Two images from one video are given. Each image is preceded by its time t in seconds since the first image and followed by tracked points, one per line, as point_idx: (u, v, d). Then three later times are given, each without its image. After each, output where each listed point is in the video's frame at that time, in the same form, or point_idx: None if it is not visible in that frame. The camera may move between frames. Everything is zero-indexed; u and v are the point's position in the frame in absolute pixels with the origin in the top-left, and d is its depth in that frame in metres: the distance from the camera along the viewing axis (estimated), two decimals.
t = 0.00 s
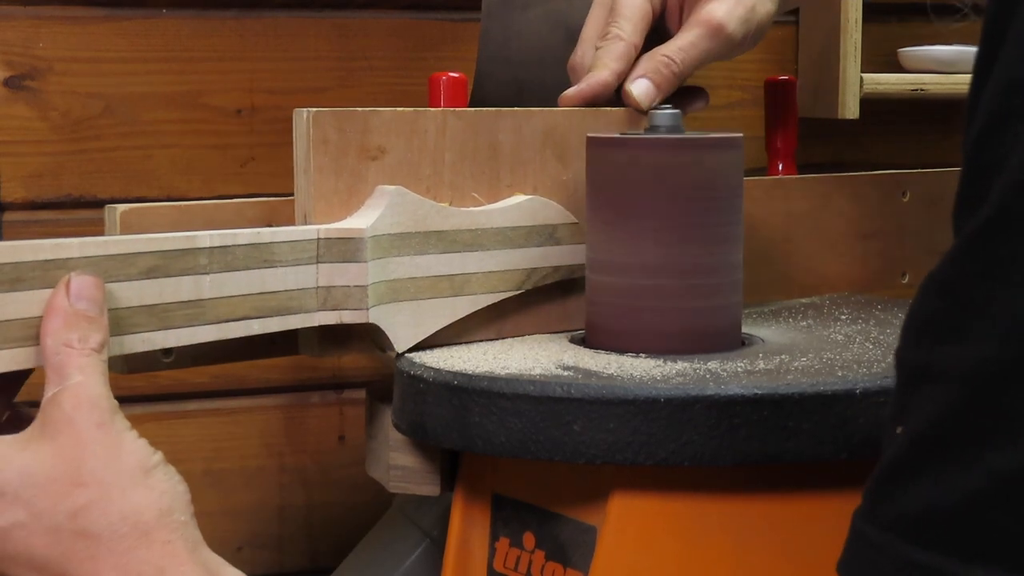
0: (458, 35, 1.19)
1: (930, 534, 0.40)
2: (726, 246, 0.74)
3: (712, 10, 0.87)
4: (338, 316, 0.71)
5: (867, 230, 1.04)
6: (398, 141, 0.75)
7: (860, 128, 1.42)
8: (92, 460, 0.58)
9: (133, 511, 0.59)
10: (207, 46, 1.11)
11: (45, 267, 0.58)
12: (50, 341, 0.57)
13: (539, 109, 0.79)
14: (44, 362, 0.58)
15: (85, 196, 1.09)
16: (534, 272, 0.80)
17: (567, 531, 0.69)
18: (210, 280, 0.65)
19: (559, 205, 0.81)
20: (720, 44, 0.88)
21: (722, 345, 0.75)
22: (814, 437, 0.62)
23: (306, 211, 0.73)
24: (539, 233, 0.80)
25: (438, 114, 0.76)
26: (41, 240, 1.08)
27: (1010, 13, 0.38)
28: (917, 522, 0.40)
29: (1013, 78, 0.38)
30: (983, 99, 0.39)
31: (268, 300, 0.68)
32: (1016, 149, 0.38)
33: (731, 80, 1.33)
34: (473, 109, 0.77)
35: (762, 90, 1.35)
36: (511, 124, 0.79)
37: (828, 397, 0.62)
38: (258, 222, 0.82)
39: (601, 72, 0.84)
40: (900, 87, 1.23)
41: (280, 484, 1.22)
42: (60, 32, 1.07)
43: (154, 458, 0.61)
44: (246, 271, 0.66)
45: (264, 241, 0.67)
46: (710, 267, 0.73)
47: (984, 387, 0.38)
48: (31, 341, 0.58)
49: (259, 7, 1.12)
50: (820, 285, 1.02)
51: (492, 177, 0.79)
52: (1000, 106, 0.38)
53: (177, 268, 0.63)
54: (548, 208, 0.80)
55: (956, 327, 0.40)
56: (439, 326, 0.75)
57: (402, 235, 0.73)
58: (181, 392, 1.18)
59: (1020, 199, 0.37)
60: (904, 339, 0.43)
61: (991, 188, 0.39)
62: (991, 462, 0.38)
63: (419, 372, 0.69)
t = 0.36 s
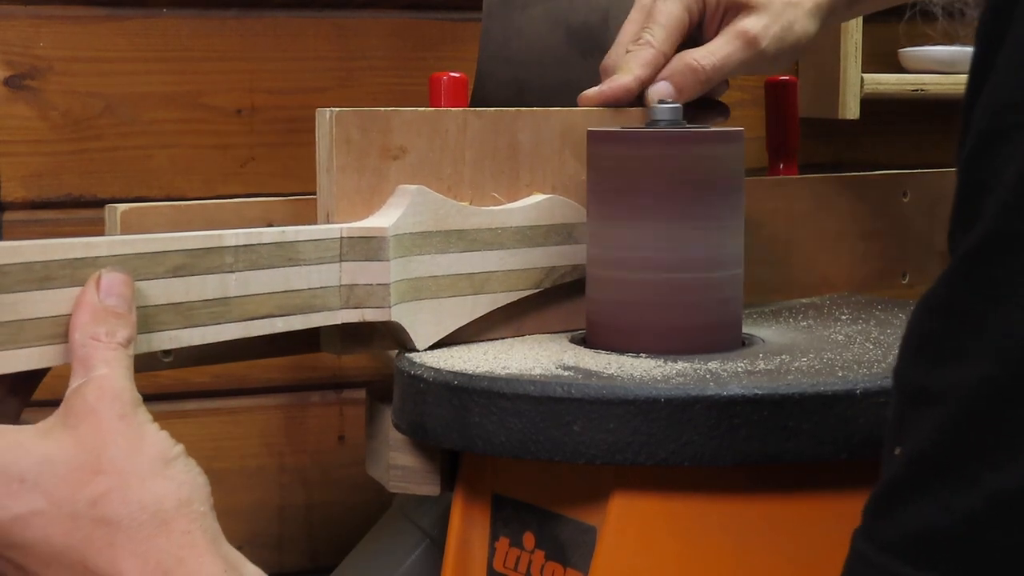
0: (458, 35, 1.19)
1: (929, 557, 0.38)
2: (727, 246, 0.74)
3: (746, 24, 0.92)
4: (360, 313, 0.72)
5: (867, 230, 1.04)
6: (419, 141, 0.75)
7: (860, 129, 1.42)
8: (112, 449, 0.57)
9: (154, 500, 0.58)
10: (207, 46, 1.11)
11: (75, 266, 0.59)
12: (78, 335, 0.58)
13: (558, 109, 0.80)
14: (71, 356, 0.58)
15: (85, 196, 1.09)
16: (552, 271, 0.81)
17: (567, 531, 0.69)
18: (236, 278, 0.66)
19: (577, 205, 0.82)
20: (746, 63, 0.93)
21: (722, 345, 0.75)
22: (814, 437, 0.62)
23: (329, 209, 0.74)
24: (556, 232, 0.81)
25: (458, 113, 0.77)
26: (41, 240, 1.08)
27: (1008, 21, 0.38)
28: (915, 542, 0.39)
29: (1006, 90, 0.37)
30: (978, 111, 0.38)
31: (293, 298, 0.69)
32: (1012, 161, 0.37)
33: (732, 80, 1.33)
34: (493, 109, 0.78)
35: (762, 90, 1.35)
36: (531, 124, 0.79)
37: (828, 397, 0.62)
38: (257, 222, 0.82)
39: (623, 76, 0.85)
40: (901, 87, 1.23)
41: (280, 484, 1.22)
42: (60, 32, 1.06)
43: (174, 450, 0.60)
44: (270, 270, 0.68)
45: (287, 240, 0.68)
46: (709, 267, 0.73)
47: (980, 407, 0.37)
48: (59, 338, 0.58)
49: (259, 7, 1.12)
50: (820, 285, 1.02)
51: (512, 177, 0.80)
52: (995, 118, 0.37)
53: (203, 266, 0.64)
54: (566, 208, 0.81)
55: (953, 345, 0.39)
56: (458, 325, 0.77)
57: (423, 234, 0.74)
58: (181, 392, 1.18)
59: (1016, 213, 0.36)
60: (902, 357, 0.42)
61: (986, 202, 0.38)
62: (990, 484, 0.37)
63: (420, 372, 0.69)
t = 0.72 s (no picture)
0: (458, 35, 1.19)
1: (918, 562, 0.39)
2: (727, 246, 0.74)
3: (758, 34, 0.92)
4: (376, 312, 0.72)
5: (867, 230, 1.04)
6: (434, 141, 0.77)
7: (859, 128, 1.42)
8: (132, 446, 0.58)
9: (172, 497, 0.58)
10: (207, 46, 1.11)
11: (97, 265, 0.60)
12: (99, 332, 0.59)
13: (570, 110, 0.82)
14: (92, 355, 0.59)
15: (85, 196, 1.09)
16: (565, 270, 0.82)
17: (567, 531, 0.69)
18: (254, 277, 0.67)
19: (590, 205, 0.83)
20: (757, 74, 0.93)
21: (723, 345, 0.75)
22: (814, 437, 0.62)
23: (344, 208, 0.75)
24: (569, 232, 0.82)
25: (472, 113, 0.78)
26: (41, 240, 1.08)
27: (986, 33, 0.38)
28: (905, 549, 0.39)
29: (984, 100, 0.38)
30: (959, 122, 0.39)
31: (310, 297, 0.70)
32: (991, 168, 0.37)
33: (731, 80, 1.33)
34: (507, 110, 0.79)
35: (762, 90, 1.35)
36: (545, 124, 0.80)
37: (828, 397, 0.62)
38: (257, 222, 0.82)
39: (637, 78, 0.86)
40: (900, 87, 1.24)
41: (280, 484, 1.22)
42: (60, 32, 1.06)
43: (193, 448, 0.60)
44: (288, 269, 0.68)
45: (305, 239, 0.69)
46: (710, 268, 0.73)
47: (965, 412, 0.38)
48: (81, 337, 0.59)
49: (259, 7, 1.12)
50: (820, 285, 1.02)
51: (526, 177, 0.81)
52: (974, 128, 0.38)
53: (222, 264, 0.65)
54: (578, 208, 0.82)
55: (940, 352, 0.39)
56: (472, 324, 0.77)
57: (438, 234, 0.74)
58: (181, 392, 1.18)
59: (996, 222, 0.37)
60: (896, 366, 0.42)
61: (969, 209, 0.39)
62: (976, 489, 0.37)
63: (420, 372, 0.69)
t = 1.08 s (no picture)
0: (457, 35, 1.19)
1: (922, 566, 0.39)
2: (727, 246, 0.74)
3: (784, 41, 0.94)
4: (397, 311, 0.73)
5: (867, 229, 1.04)
6: (453, 141, 0.78)
7: (858, 129, 1.42)
8: (157, 446, 0.58)
9: (196, 497, 0.58)
10: (207, 46, 1.11)
11: (122, 263, 0.60)
12: (125, 330, 0.59)
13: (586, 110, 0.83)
14: (119, 353, 0.59)
15: (85, 196, 1.09)
16: (580, 269, 0.84)
17: (567, 531, 0.69)
18: (277, 275, 0.67)
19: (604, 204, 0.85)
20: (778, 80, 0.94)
21: (722, 345, 0.75)
22: (814, 437, 0.62)
23: (365, 208, 0.76)
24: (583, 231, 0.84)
25: (491, 113, 0.79)
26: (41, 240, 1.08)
27: (983, 36, 0.39)
28: (908, 553, 0.40)
29: (982, 102, 0.38)
30: (958, 125, 0.40)
31: (333, 295, 0.71)
32: (990, 170, 0.38)
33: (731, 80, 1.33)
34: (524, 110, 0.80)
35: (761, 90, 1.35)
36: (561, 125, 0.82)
37: (828, 396, 0.62)
38: (256, 222, 0.82)
39: (654, 80, 0.87)
40: (900, 87, 1.24)
41: (280, 484, 1.22)
42: (60, 32, 1.06)
43: (217, 448, 0.60)
44: (309, 268, 0.69)
45: (327, 238, 0.70)
46: (710, 268, 0.73)
47: (966, 415, 0.38)
48: (108, 334, 0.59)
49: (259, 7, 1.12)
50: (820, 285, 1.02)
51: (543, 176, 0.83)
52: (971, 130, 0.39)
53: (246, 263, 0.66)
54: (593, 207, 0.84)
55: (945, 358, 0.40)
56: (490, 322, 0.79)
57: (458, 233, 0.76)
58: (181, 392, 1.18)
59: (994, 223, 0.37)
60: (901, 371, 0.43)
61: (968, 212, 0.39)
62: (978, 493, 0.38)
63: (420, 372, 0.69)
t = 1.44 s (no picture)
0: (457, 35, 1.19)
1: (931, 565, 0.40)
2: (727, 247, 0.74)
3: (789, 106, 1.03)
4: (411, 309, 0.74)
5: (867, 229, 1.04)
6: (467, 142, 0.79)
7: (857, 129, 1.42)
8: (176, 446, 0.58)
9: (214, 496, 0.58)
10: (207, 46, 1.11)
11: (142, 263, 0.60)
12: (145, 328, 0.59)
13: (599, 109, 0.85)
14: (139, 351, 0.60)
15: (85, 196, 1.09)
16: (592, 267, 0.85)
17: (567, 531, 0.69)
18: (294, 273, 0.68)
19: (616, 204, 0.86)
20: (785, 138, 1.03)
21: (722, 346, 0.75)
22: (814, 436, 0.62)
23: (379, 207, 0.77)
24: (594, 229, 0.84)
25: (503, 113, 0.80)
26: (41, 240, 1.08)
27: (984, 41, 0.39)
28: (916, 554, 0.41)
29: (982, 110, 0.39)
30: (958, 131, 0.40)
31: (348, 294, 0.71)
32: (990, 175, 0.39)
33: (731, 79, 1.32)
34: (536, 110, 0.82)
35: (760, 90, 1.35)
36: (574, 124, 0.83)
37: (828, 396, 0.62)
38: (256, 222, 0.82)
39: (669, 84, 0.90)
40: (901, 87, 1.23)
41: (281, 484, 1.22)
42: (60, 32, 1.06)
43: (236, 446, 0.60)
44: (325, 267, 0.70)
45: (341, 237, 0.70)
46: (710, 269, 0.73)
47: (971, 418, 0.39)
48: (127, 333, 0.60)
49: (259, 7, 1.12)
50: (820, 285, 1.02)
51: (556, 177, 0.83)
52: (972, 138, 0.39)
53: (263, 262, 0.66)
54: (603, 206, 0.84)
55: (949, 361, 0.41)
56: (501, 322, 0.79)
57: (472, 231, 0.77)
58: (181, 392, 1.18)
59: (999, 229, 0.38)
60: (905, 374, 0.44)
61: (969, 217, 0.40)
62: (985, 494, 0.38)
63: (420, 373, 0.69)
